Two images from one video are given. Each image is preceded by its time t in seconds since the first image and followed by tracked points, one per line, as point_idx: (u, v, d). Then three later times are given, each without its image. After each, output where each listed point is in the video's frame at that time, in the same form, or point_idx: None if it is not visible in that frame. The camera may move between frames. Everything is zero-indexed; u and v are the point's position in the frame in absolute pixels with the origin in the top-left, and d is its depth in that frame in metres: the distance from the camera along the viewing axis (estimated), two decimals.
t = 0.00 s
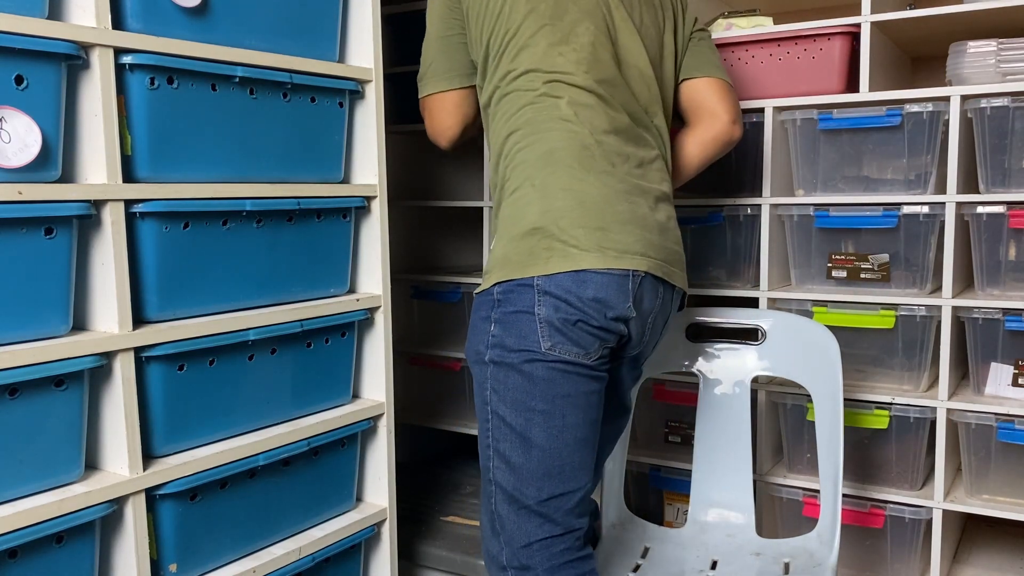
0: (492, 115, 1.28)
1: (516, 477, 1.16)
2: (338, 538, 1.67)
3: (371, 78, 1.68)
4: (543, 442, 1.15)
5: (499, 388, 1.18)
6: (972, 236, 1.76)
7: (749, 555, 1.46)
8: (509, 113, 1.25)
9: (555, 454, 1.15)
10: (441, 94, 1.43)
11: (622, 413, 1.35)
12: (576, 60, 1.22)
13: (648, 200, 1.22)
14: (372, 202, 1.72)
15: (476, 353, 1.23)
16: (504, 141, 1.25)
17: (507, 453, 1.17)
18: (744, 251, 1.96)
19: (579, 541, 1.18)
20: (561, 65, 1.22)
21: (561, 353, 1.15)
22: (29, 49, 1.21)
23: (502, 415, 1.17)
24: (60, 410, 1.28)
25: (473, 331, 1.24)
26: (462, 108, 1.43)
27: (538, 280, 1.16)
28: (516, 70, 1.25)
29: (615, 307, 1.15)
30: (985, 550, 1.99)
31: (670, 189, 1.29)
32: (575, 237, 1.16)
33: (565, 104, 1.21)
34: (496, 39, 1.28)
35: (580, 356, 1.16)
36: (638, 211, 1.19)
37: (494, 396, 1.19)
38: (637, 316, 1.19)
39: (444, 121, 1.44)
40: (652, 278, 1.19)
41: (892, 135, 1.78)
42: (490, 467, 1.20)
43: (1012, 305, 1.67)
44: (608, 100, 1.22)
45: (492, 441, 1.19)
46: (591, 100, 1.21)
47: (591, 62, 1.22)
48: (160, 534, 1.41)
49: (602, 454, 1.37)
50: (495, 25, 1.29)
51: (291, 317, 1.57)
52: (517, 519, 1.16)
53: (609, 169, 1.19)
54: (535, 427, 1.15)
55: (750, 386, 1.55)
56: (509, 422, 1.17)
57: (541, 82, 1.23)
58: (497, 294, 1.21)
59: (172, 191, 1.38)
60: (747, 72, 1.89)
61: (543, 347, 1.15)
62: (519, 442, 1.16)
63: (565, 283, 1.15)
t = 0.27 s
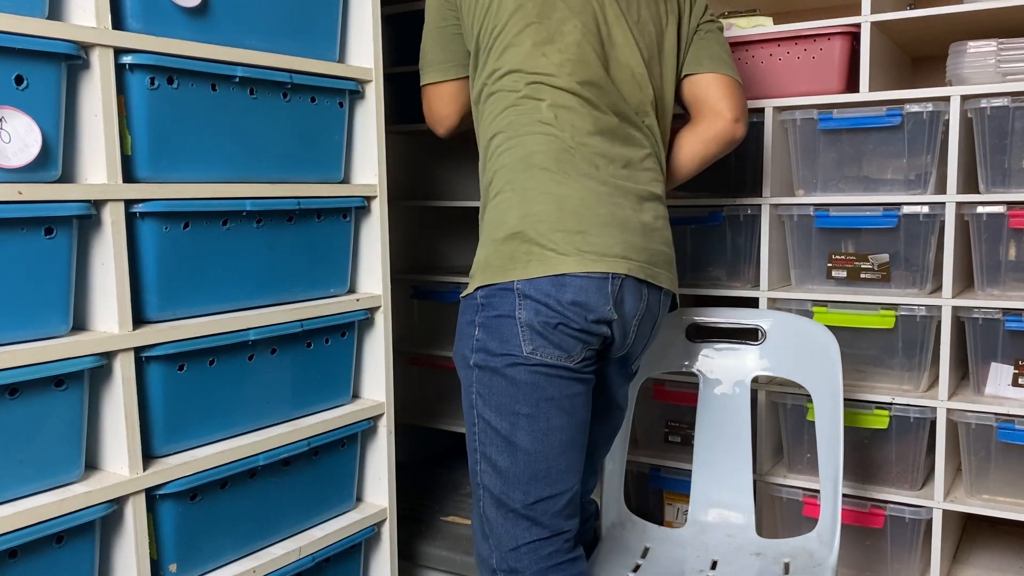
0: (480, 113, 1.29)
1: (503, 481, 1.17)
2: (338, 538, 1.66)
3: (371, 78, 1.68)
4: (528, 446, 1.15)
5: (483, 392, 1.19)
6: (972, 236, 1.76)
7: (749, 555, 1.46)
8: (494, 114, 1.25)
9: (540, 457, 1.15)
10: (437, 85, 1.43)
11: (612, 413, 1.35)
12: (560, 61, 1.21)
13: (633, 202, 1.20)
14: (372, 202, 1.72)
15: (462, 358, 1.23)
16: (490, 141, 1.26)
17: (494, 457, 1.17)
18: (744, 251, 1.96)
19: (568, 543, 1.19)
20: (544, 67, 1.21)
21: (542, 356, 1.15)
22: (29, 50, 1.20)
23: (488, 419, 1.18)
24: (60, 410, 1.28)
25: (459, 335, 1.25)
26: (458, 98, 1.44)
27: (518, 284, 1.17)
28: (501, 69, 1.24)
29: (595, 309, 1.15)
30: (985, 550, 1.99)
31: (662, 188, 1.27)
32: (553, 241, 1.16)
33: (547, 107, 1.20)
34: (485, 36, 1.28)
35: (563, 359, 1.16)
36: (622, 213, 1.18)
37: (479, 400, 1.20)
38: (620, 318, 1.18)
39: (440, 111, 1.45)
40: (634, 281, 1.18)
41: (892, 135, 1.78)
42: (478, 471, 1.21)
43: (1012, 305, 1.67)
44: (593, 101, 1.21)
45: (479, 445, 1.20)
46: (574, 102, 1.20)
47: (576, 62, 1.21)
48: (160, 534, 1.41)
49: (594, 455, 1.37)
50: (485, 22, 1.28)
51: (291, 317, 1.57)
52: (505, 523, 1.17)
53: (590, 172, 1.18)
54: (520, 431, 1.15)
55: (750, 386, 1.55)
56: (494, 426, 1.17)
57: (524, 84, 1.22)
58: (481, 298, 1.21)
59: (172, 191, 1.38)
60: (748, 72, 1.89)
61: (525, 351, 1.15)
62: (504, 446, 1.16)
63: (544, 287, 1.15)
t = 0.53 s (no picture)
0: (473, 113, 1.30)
1: (491, 485, 1.17)
2: (338, 538, 1.67)
3: (371, 78, 1.68)
4: (515, 451, 1.16)
5: (471, 397, 1.19)
6: (972, 236, 1.76)
7: (749, 555, 1.46)
8: (484, 115, 1.26)
9: (527, 462, 1.16)
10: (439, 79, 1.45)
11: (605, 414, 1.34)
12: (548, 63, 1.20)
13: (622, 204, 1.19)
14: (372, 202, 1.72)
15: (451, 362, 1.24)
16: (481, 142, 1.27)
17: (482, 461, 1.18)
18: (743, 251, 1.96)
19: (558, 546, 1.19)
20: (533, 69, 1.21)
21: (528, 361, 1.15)
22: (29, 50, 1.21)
23: (476, 424, 1.19)
24: (61, 410, 1.28)
25: (449, 338, 1.26)
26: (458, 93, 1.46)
27: (504, 289, 1.17)
28: (492, 71, 1.25)
29: (581, 314, 1.14)
30: (985, 550, 1.99)
31: (655, 190, 1.25)
32: (537, 246, 1.16)
33: (534, 110, 1.20)
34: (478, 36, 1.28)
35: (549, 364, 1.16)
36: (609, 217, 1.17)
37: (467, 404, 1.20)
38: (606, 322, 1.18)
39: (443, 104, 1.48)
40: (621, 286, 1.17)
41: (892, 135, 1.78)
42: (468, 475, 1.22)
43: (1012, 305, 1.67)
44: (581, 103, 1.20)
45: (468, 450, 1.21)
46: (561, 105, 1.19)
47: (564, 64, 1.20)
48: (160, 534, 1.41)
49: (588, 456, 1.38)
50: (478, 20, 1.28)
51: (291, 317, 1.57)
52: (495, 527, 1.17)
53: (576, 176, 1.18)
54: (507, 436, 1.16)
55: (750, 387, 1.55)
56: (482, 431, 1.18)
57: (512, 86, 1.22)
58: (468, 302, 1.22)
59: (172, 191, 1.38)
60: (747, 72, 1.89)
61: (511, 356, 1.16)
62: (492, 451, 1.17)
63: (529, 292, 1.15)
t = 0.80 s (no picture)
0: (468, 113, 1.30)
1: (487, 487, 1.17)
2: (338, 538, 1.66)
3: (371, 78, 1.68)
4: (510, 453, 1.16)
5: (466, 399, 1.20)
6: (973, 236, 1.76)
7: (749, 555, 1.46)
8: (478, 117, 1.27)
9: (522, 463, 1.16)
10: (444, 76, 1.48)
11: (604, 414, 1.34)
12: (540, 64, 1.20)
13: (615, 205, 1.19)
14: (372, 202, 1.72)
15: (447, 365, 1.24)
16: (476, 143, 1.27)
17: (478, 463, 1.18)
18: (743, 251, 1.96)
19: (555, 547, 1.19)
20: (524, 71, 1.21)
21: (521, 363, 1.15)
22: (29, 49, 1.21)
23: (471, 426, 1.19)
24: (61, 410, 1.28)
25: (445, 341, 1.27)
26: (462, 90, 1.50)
27: (496, 291, 1.17)
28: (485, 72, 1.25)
29: (573, 316, 1.14)
30: (985, 550, 1.99)
31: (651, 190, 1.25)
32: (528, 248, 1.16)
33: (526, 111, 1.20)
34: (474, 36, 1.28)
35: (542, 365, 1.16)
36: (601, 218, 1.17)
37: (462, 407, 1.20)
38: (599, 323, 1.17)
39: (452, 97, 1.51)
40: (612, 288, 1.17)
41: (892, 135, 1.78)
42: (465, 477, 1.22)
43: (1012, 305, 1.67)
44: (572, 104, 1.20)
45: (464, 452, 1.21)
46: (552, 106, 1.19)
47: (555, 64, 1.20)
48: (160, 534, 1.41)
49: (586, 457, 1.38)
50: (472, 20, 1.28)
51: (291, 317, 1.57)
52: (491, 529, 1.17)
53: (567, 178, 1.18)
54: (501, 438, 1.16)
55: (750, 387, 1.55)
56: (477, 433, 1.18)
57: (504, 87, 1.22)
58: (463, 305, 1.22)
59: (172, 191, 1.38)
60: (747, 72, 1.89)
61: (504, 358, 1.16)
62: (487, 453, 1.17)
63: (521, 294, 1.16)
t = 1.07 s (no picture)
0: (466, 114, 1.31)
1: (487, 488, 1.17)
2: (338, 538, 1.66)
3: (371, 78, 1.68)
4: (509, 453, 1.16)
5: (466, 400, 1.20)
6: (973, 236, 1.76)
7: (749, 555, 1.46)
8: (477, 119, 1.27)
9: (522, 464, 1.16)
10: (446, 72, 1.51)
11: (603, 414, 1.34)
12: (536, 66, 1.20)
13: (613, 205, 1.18)
14: (372, 202, 1.72)
15: (446, 366, 1.25)
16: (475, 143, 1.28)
17: (478, 464, 1.18)
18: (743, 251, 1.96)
19: (555, 547, 1.19)
20: (520, 73, 1.21)
21: (520, 363, 1.15)
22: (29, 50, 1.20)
23: (471, 427, 1.19)
24: (61, 410, 1.28)
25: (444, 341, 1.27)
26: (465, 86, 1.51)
27: (495, 292, 1.17)
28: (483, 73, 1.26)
29: (571, 316, 1.14)
30: (985, 550, 1.99)
31: (651, 190, 1.24)
32: (526, 249, 1.16)
33: (523, 113, 1.21)
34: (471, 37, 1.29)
35: (541, 366, 1.16)
36: (599, 218, 1.17)
37: (462, 407, 1.20)
38: (598, 323, 1.17)
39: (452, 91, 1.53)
40: (611, 288, 1.17)
41: (892, 135, 1.78)
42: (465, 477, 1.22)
43: (1012, 305, 1.67)
44: (569, 105, 1.20)
45: (464, 452, 1.21)
46: (550, 107, 1.20)
47: (551, 66, 1.20)
48: (160, 534, 1.41)
49: (586, 458, 1.38)
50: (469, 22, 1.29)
51: (291, 317, 1.57)
52: (491, 529, 1.17)
53: (564, 178, 1.18)
54: (501, 438, 1.16)
55: (750, 387, 1.55)
56: (476, 434, 1.18)
57: (501, 89, 1.23)
58: (462, 305, 1.22)
59: (172, 191, 1.38)
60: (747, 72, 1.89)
61: (502, 359, 1.16)
62: (487, 454, 1.17)
63: (520, 295, 1.16)
